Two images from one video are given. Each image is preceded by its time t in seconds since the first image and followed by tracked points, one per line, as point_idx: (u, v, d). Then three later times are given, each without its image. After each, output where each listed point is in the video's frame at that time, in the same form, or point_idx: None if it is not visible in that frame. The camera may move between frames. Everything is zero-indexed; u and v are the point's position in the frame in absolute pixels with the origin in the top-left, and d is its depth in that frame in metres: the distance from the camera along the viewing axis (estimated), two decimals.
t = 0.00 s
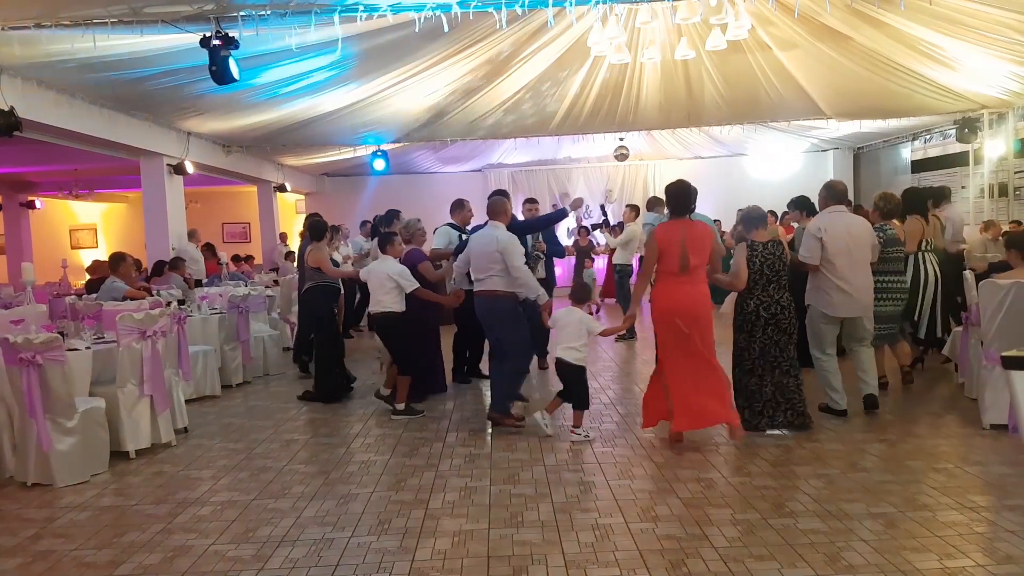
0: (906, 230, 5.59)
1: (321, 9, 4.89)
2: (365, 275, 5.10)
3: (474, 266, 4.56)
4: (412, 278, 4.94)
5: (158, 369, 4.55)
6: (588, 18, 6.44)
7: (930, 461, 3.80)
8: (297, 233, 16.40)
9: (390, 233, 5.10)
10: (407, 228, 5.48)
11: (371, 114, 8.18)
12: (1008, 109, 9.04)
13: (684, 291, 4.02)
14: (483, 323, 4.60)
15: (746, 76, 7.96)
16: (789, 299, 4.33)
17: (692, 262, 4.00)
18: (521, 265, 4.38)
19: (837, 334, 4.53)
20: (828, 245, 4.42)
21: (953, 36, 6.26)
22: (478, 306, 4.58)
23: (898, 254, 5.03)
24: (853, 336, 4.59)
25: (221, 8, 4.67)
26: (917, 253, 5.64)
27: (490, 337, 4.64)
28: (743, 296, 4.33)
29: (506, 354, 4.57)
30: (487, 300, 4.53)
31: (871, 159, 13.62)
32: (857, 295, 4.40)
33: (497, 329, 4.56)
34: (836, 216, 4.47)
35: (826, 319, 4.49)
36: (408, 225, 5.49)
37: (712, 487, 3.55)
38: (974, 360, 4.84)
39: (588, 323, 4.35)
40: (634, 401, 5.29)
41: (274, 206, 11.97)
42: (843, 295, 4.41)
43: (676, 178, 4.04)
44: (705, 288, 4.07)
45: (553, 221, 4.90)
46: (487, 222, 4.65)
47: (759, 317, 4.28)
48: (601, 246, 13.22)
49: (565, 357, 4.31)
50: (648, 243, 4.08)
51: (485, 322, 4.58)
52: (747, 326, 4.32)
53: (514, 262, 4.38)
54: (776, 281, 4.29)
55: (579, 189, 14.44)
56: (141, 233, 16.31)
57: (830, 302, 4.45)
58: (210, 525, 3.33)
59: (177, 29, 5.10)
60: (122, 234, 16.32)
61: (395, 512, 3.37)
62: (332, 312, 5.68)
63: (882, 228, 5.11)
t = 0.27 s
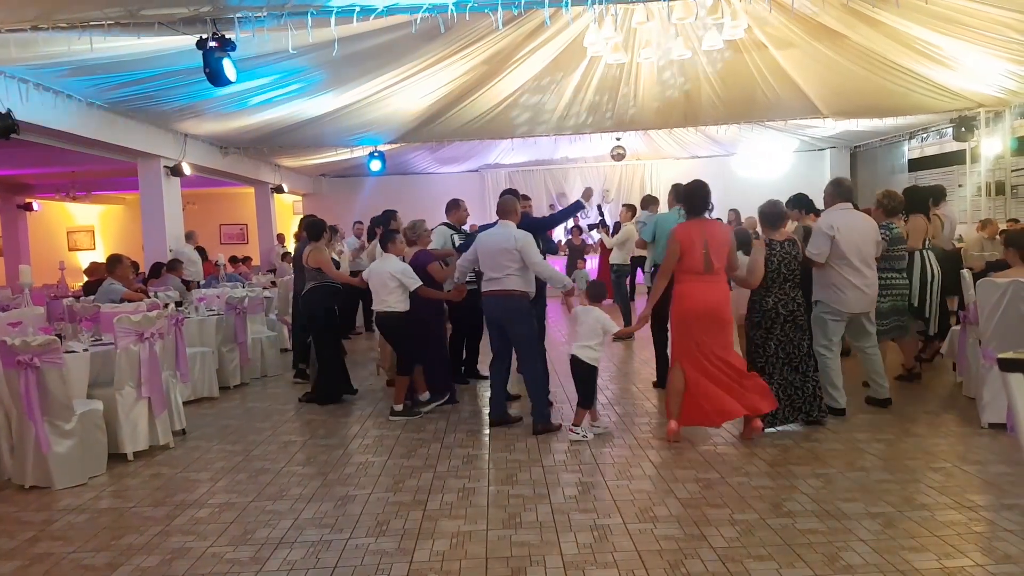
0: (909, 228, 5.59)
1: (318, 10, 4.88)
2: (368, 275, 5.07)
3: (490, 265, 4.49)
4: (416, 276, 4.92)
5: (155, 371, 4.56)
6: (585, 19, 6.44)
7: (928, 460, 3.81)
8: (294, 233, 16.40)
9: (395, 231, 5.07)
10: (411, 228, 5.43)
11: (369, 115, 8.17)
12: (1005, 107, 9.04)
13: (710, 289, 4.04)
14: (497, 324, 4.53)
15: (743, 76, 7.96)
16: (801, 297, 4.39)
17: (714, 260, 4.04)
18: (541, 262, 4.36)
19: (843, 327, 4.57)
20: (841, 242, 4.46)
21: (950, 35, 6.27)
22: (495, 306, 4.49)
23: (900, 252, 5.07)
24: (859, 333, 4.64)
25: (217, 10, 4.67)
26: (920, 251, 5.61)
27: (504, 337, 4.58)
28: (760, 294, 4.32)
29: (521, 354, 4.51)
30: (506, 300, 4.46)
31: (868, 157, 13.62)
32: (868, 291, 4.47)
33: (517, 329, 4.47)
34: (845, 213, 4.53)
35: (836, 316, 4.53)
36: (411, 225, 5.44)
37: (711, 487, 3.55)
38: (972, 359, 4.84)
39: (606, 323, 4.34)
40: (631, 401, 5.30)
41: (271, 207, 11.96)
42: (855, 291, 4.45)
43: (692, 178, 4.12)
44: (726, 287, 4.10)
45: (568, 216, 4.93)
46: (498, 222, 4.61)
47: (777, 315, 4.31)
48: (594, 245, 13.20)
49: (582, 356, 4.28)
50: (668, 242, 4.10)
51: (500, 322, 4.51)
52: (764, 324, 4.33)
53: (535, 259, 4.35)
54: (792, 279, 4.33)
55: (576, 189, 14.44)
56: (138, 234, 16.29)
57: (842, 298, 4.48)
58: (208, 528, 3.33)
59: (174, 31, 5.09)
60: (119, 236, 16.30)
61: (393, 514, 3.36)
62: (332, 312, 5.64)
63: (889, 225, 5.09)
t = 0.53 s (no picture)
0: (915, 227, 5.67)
1: (316, 11, 4.89)
2: (368, 279, 5.07)
3: (509, 265, 4.46)
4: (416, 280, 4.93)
5: (153, 372, 4.55)
6: (583, 19, 6.45)
7: (926, 459, 3.81)
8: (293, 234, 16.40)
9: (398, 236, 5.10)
10: (412, 231, 5.33)
11: (367, 115, 8.17)
12: (1002, 105, 8.92)
13: (737, 288, 4.02)
14: (513, 324, 4.50)
15: (740, 75, 7.96)
16: (820, 296, 4.41)
17: (742, 261, 4.01)
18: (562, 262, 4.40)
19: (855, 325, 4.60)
20: (857, 239, 4.47)
21: (947, 35, 6.28)
22: (514, 306, 4.46)
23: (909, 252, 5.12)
24: (869, 333, 4.65)
25: (214, 11, 4.67)
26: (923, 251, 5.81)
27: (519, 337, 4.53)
28: (779, 293, 4.35)
29: (533, 355, 4.49)
30: (523, 299, 4.44)
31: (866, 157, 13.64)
32: (882, 288, 4.50)
33: (534, 330, 4.44)
34: (860, 211, 4.52)
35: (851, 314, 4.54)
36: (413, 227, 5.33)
37: (710, 487, 3.55)
38: (970, 358, 4.85)
39: (631, 323, 4.38)
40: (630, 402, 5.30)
41: (269, 208, 11.96)
42: (871, 288, 4.48)
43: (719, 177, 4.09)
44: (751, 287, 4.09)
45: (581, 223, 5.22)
46: (512, 221, 4.59)
47: (796, 314, 4.33)
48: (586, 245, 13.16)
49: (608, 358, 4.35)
50: (695, 243, 4.02)
51: (518, 322, 4.47)
52: (784, 323, 4.35)
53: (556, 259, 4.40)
54: (811, 278, 4.34)
55: (574, 189, 14.45)
56: (136, 236, 16.27)
57: (858, 296, 4.49)
58: (207, 529, 3.32)
59: (171, 33, 5.09)
60: (117, 238, 16.28)
61: (392, 515, 3.36)
62: (334, 310, 5.60)
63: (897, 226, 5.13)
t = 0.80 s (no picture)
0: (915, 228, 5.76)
1: (310, 12, 4.88)
2: (364, 274, 5.02)
3: (518, 270, 4.43)
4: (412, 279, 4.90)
5: (146, 375, 4.53)
6: (577, 21, 6.46)
7: (920, 459, 3.83)
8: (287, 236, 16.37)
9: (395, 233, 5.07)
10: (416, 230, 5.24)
11: (361, 117, 8.16)
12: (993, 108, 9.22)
13: (745, 291, 4.01)
14: (519, 328, 4.49)
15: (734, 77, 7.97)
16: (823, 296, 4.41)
17: (749, 262, 4.01)
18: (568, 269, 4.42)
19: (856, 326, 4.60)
20: (863, 242, 4.48)
21: (939, 37, 6.30)
22: (522, 311, 4.44)
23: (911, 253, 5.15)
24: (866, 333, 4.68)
25: (208, 12, 4.66)
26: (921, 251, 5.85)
27: (523, 341, 4.53)
28: (786, 295, 4.31)
29: (536, 359, 4.49)
30: (530, 304, 4.43)
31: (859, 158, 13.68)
32: (887, 290, 4.52)
33: (539, 332, 4.45)
34: (866, 214, 4.53)
35: (856, 316, 4.55)
36: (416, 227, 5.24)
37: (705, 487, 3.56)
38: (963, 359, 4.87)
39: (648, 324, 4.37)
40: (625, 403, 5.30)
41: (263, 210, 11.94)
42: (876, 290, 4.49)
43: (729, 177, 4.05)
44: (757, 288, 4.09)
45: (578, 227, 5.36)
46: (516, 225, 4.54)
47: (803, 316, 4.31)
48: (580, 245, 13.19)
49: (627, 356, 4.31)
50: (704, 244, 3.99)
51: (524, 326, 4.47)
52: (790, 326, 4.33)
53: (564, 265, 4.42)
54: (817, 279, 4.31)
55: (569, 190, 14.45)
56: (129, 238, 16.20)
57: (863, 298, 4.50)
58: (200, 532, 3.31)
59: (164, 34, 5.07)
60: (110, 240, 16.21)
61: (386, 517, 3.35)
62: (327, 312, 5.58)
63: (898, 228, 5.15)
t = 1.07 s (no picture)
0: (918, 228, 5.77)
1: (309, 15, 4.89)
2: (360, 276, 5.02)
3: (519, 269, 4.43)
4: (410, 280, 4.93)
5: (147, 377, 4.54)
6: (576, 23, 6.47)
7: (921, 461, 3.82)
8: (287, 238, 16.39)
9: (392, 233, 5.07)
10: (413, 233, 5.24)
11: (361, 119, 8.16)
12: (994, 109, 9.06)
13: (746, 290, 4.02)
14: (519, 327, 4.50)
15: (733, 77, 7.97)
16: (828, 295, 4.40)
17: (751, 261, 4.00)
18: (573, 265, 4.42)
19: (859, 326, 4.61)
20: (867, 239, 4.48)
21: (938, 37, 6.31)
22: (522, 310, 4.44)
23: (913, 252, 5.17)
24: (870, 333, 4.64)
25: (208, 15, 4.67)
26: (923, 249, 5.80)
27: (523, 342, 4.55)
28: (792, 294, 4.30)
29: (536, 359, 4.48)
30: (531, 303, 4.42)
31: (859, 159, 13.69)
32: (888, 288, 4.53)
33: (539, 333, 4.45)
34: (871, 212, 4.53)
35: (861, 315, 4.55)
36: (412, 229, 5.24)
37: (706, 490, 3.56)
38: (965, 360, 4.86)
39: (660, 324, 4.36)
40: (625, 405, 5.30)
41: (263, 212, 11.95)
42: (877, 287, 4.52)
43: (731, 176, 4.03)
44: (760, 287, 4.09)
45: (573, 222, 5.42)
46: (518, 225, 4.55)
47: (809, 315, 4.30)
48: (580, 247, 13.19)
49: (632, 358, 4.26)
50: (704, 243, 4.00)
51: (523, 326, 4.47)
52: (797, 325, 4.31)
53: (568, 262, 4.41)
54: (822, 278, 4.31)
55: (568, 192, 14.45)
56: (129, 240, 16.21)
57: (864, 295, 4.53)
58: (201, 535, 3.32)
59: (164, 37, 5.08)
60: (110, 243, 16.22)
61: (387, 520, 3.36)
62: (326, 314, 5.58)
63: (901, 226, 5.16)
